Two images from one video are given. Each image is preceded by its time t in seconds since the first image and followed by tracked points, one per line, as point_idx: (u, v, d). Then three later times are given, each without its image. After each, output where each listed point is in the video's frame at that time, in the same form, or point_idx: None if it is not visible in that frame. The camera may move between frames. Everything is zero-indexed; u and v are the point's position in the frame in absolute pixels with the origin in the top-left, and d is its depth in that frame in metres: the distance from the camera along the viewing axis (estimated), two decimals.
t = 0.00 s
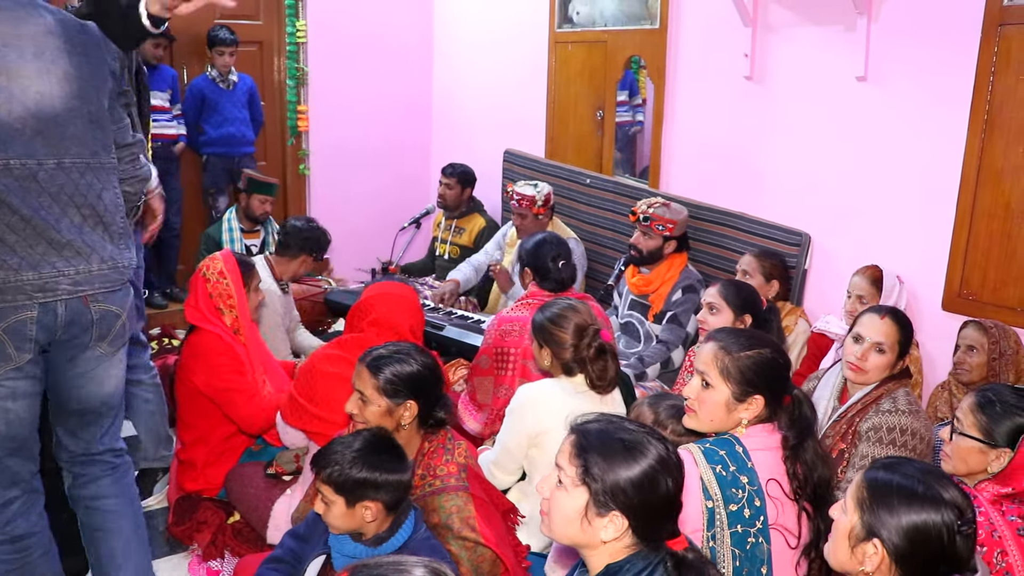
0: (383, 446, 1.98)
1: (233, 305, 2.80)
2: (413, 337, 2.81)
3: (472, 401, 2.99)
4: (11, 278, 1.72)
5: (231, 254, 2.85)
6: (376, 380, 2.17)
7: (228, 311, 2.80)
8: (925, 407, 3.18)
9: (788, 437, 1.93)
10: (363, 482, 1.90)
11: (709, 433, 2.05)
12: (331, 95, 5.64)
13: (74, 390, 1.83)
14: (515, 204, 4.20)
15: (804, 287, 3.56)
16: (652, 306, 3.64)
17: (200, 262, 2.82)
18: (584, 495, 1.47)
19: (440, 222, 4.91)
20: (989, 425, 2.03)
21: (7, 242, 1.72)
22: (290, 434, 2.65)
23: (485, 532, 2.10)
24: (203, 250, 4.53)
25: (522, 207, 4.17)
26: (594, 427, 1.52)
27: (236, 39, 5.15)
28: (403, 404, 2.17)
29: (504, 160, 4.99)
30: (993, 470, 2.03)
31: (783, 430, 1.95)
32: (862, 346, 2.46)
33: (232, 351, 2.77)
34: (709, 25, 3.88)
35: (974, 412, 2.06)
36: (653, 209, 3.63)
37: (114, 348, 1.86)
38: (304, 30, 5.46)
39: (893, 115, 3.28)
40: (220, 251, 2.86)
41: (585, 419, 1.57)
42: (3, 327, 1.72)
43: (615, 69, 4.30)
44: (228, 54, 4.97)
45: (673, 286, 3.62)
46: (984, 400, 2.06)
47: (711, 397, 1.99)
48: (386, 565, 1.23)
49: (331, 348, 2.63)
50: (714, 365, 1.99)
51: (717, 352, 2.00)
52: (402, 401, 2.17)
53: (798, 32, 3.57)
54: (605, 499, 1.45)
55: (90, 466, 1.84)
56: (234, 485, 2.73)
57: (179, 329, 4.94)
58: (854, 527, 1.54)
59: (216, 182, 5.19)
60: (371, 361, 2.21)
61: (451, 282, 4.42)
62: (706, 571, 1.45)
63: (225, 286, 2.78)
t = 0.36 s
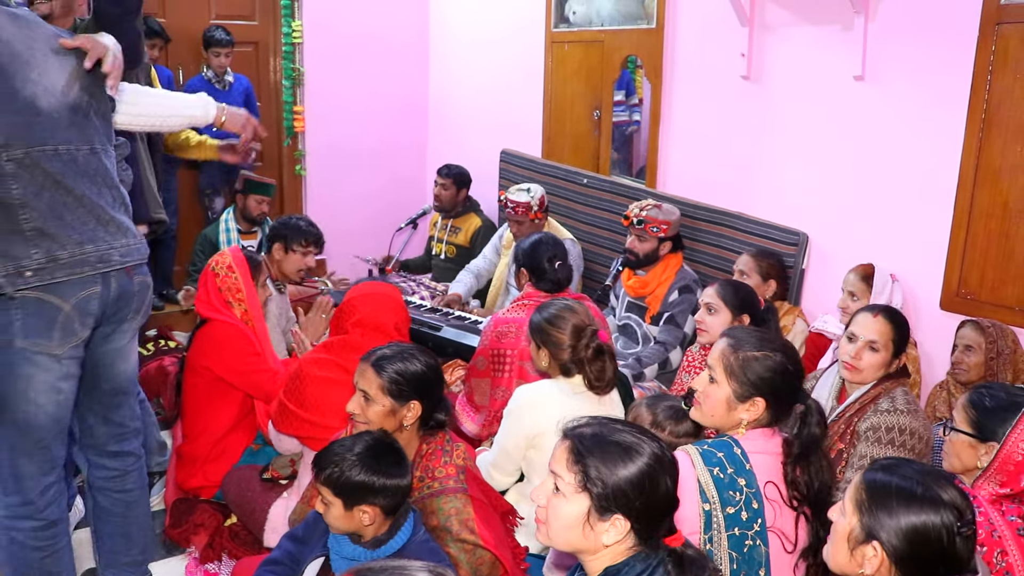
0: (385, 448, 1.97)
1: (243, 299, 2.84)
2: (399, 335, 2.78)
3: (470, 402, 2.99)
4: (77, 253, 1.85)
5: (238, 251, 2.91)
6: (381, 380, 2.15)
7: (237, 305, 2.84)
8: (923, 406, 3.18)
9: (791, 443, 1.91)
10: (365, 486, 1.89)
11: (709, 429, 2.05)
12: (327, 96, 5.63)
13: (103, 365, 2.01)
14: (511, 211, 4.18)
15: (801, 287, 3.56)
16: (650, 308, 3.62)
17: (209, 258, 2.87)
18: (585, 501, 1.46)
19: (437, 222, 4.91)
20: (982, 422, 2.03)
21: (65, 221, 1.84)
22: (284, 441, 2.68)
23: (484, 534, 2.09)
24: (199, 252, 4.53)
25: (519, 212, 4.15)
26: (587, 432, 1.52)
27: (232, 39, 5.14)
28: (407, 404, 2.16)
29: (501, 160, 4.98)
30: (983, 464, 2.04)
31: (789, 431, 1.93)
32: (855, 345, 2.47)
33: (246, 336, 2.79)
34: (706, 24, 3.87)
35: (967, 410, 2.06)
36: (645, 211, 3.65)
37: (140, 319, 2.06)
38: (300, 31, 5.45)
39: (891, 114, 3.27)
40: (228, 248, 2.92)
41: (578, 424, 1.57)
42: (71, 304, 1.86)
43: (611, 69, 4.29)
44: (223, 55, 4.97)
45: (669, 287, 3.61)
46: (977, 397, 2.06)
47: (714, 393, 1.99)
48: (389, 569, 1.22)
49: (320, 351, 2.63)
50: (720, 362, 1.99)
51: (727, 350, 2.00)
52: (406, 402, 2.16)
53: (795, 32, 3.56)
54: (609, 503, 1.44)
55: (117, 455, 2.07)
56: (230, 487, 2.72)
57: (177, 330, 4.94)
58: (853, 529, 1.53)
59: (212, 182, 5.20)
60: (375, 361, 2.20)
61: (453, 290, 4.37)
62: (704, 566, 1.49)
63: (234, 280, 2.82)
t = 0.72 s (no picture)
0: (386, 453, 1.95)
1: (257, 301, 2.84)
2: (400, 338, 2.75)
3: (470, 407, 2.98)
4: (110, 244, 1.93)
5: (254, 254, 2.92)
6: (383, 382, 2.14)
7: (252, 306, 2.84)
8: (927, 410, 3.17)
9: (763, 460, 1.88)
10: (369, 492, 1.88)
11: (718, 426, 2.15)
12: (328, 98, 5.62)
13: (112, 354, 2.04)
14: (517, 221, 4.16)
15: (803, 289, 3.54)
16: (651, 311, 3.62)
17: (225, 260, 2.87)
18: (589, 509, 1.44)
19: (438, 225, 4.89)
20: (986, 426, 2.01)
21: (98, 213, 1.91)
22: (284, 445, 2.64)
23: (485, 539, 2.08)
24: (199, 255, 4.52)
25: (525, 222, 4.13)
26: (585, 439, 1.50)
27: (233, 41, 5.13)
28: (409, 407, 2.15)
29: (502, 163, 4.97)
30: (987, 469, 2.02)
31: (769, 445, 1.88)
32: (845, 345, 2.47)
33: (258, 338, 2.78)
34: (707, 26, 3.86)
35: (970, 415, 2.04)
36: (646, 213, 3.64)
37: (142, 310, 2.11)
38: (301, 33, 5.44)
39: (893, 117, 3.26)
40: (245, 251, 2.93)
41: (574, 431, 1.55)
42: (107, 297, 1.94)
43: (613, 71, 4.28)
44: (224, 57, 4.96)
45: (671, 289, 3.60)
46: (980, 402, 2.05)
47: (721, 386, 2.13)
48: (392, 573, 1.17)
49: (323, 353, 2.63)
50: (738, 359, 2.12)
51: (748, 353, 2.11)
52: (408, 405, 2.14)
53: (798, 34, 3.54)
54: (614, 511, 1.43)
55: (118, 447, 2.07)
56: (230, 491, 2.71)
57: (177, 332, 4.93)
58: (853, 540, 1.52)
59: (213, 185, 5.16)
60: (378, 363, 2.18)
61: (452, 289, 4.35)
62: (705, 565, 1.48)
63: (250, 281, 2.83)
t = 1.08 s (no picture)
0: (387, 456, 1.93)
1: (251, 311, 2.81)
2: (408, 342, 2.79)
3: (469, 412, 2.99)
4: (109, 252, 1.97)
5: (244, 262, 2.87)
6: (379, 385, 2.12)
7: (245, 316, 2.80)
8: (927, 414, 3.15)
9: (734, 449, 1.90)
10: (365, 493, 1.86)
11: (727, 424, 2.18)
12: (327, 100, 5.60)
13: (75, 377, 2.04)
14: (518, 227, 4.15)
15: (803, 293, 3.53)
16: (650, 314, 3.60)
17: (216, 269, 2.82)
18: (582, 515, 1.43)
19: (437, 227, 4.88)
20: (986, 432, 1.99)
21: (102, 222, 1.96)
22: (285, 444, 2.62)
23: (483, 544, 2.08)
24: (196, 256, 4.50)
25: (527, 228, 4.13)
26: (583, 443, 1.49)
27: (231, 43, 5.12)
28: (404, 410, 2.13)
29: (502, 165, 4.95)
30: (988, 475, 2.00)
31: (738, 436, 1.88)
32: (836, 348, 2.46)
33: (247, 353, 2.75)
34: (707, 29, 3.85)
35: (971, 421, 2.03)
36: (644, 215, 3.63)
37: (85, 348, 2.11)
38: (300, 34, 5.42)
39: (893, 120, 3.25)
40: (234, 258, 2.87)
41: (575, 436, 1.54)
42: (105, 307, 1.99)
43: (613, 73, 4.27)
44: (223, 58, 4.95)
45: (670, 292, 3.58)
46: (980, 407, 2.03)
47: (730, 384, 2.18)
48: None
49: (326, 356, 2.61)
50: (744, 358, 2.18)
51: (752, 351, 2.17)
52: (403, 408, 2.13)
53: (798, 37, 3.53)
54: (607, 517, 1.42)
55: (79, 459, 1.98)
56: (226, 494, 2.69)
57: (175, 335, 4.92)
58: (850, 563, 1.47)
59: (211, 187, 5.15)
60: (375, 366, 2.16)
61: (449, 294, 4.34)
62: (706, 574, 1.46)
63: (242, 291, 2.78)
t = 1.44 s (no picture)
0: (393, 465, 1.92)
1: (243, 321, 2.81)
2: (392, 346, 2.76)
3: (464, 418, 2.97)
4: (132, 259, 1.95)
5: (233, 271, 2.86)
6: (376, 391, 2.11)
7: (237, 328, 2.80)
8: (926, 414, 3.15)
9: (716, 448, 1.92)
10: (370, 501, 1.85)
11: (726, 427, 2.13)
12: (321, 104, 5.60)
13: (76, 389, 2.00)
14: (505, 224, 4.13)
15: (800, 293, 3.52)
16: (646, 315, 3.59)
17: (204, 280, 2.80)
18: (578, 519, 1.43)
19: (433, 231, 4.86)
20: (985, 433, 1.99)
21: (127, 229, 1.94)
22: (277, 456, 2.64)
23: (480, 550, 2.07)
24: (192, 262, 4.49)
25: (513, 226, 4.10)
26: (582, 447, 1.49)
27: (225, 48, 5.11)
28: (400, 416, 2.12)
29: (497, 168, 4.94)
30: (988, 476, 1.99)
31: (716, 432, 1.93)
32: (832, 350, 2.44)
33: (243, 364, 2.72)
34: (702, 31, 3.85)
35: (969, 422, 2.03)
36: (638, 216, 3.62)
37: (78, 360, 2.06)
38: (294, 39, 5.42)
39: (888, 119, 3.25)
40: (223, 268, 2.86)
41: (576, 440, 1.54)
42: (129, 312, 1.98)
43: (607, 75, 4.27)
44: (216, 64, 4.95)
45: (666, 293, 3.57)
46: (979, 408, 2.03)
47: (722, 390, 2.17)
48: None
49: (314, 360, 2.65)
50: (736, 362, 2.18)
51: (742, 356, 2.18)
52: (400, 413, 2.12)
53: (793, 37, 3.52)
54: (602, 522, 1.41)
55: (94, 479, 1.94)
56: (223, 502, 2.69)
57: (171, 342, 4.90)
58: None
59: (206, 193, 5.14)
60: (371, 371, 2.15)
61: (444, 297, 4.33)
62: None
63: (233, 303, 2.78)
